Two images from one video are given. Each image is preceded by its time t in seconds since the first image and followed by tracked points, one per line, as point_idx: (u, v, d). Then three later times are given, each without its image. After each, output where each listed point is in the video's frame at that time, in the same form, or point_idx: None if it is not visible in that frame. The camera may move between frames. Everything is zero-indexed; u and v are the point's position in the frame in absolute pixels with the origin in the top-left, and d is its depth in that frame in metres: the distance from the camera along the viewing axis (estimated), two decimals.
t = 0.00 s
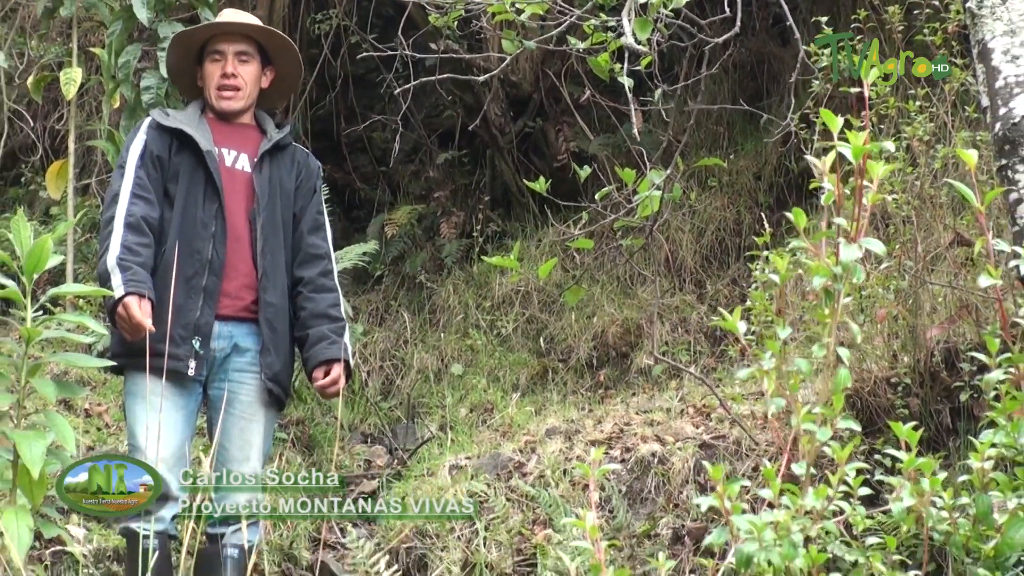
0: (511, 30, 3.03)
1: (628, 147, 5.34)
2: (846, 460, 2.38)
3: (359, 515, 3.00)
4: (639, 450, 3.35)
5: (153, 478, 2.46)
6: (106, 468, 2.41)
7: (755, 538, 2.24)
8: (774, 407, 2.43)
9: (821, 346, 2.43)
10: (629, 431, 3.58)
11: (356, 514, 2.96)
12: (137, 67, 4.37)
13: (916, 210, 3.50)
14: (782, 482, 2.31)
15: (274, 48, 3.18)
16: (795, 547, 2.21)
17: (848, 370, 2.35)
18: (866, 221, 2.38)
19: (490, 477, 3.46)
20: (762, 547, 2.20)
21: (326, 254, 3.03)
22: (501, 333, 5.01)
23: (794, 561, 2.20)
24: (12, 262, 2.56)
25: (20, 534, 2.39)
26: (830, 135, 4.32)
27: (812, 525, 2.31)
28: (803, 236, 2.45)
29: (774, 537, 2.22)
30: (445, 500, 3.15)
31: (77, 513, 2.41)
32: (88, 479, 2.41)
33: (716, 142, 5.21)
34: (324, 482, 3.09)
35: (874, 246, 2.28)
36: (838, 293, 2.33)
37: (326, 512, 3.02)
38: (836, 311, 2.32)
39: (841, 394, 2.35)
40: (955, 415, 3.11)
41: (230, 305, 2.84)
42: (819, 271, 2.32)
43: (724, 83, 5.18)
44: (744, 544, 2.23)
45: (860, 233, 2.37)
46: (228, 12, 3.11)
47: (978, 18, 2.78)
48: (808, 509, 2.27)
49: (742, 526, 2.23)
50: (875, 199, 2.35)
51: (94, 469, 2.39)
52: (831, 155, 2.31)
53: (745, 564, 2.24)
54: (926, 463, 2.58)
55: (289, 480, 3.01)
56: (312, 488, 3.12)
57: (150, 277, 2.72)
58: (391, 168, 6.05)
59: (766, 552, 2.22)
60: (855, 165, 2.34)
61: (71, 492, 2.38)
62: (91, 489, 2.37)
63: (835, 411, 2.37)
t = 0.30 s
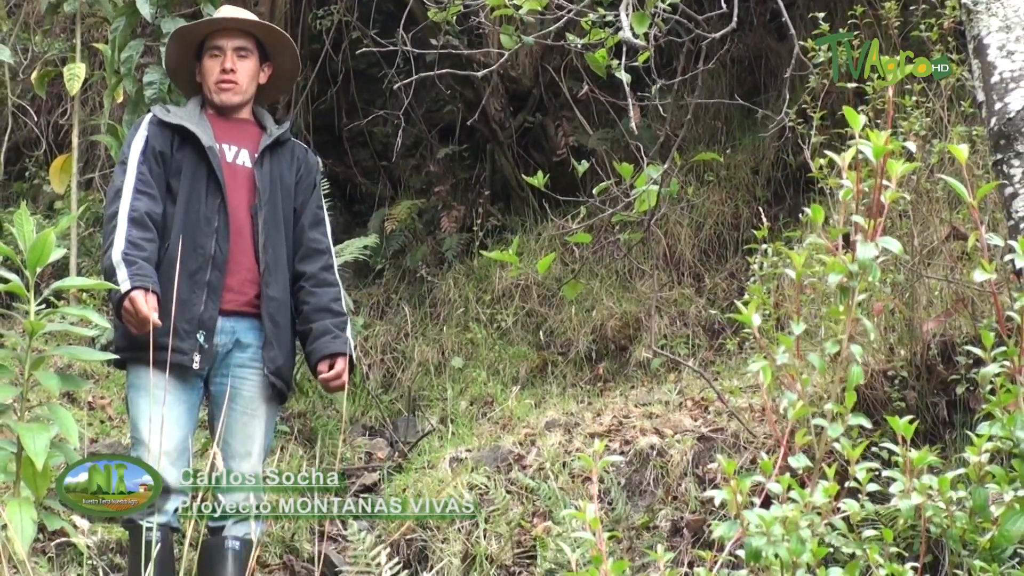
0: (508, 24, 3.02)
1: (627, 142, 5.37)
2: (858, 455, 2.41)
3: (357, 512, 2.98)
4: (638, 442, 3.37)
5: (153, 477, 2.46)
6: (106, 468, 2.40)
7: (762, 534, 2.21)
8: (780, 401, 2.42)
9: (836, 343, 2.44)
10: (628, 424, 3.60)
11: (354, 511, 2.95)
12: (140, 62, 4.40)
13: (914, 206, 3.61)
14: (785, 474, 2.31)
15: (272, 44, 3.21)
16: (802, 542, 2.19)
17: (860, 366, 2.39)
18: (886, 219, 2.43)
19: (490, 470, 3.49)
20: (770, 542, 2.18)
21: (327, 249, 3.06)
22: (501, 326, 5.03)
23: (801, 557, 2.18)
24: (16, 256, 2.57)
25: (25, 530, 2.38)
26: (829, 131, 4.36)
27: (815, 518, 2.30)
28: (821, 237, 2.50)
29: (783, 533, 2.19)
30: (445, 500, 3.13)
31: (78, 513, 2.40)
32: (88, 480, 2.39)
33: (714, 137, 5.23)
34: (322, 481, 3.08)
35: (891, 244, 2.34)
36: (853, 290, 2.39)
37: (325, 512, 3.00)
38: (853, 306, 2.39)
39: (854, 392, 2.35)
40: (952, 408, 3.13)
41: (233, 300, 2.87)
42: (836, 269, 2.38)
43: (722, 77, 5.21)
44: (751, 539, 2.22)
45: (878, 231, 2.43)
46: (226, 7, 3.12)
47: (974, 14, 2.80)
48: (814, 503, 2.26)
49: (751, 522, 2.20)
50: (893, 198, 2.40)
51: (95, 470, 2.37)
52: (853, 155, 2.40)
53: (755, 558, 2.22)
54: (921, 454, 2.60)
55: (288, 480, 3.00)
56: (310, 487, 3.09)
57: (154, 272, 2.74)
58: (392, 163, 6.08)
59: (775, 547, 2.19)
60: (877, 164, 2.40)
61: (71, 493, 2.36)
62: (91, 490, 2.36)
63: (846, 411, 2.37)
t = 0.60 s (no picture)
0: (506, 19, 3.01)
1: (627, 136, 5.36)
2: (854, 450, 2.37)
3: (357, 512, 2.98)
4: (639, 437, 3.37)
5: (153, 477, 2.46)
6: (105, 467, 2.40)
7: (761, 529, 2.21)
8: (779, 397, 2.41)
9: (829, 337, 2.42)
10: (628, 419, 3.61)
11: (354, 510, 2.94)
12: (141, 57, 4.40)
13: (913, 200, 3.59)
14: (784, 468, 2.30)
15: (276, 41, 3.20)
16: (801, 537, 2.19)
17: (856, 360, 2.35)
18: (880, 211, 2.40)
19: (490, 464, 3.50)
20: (769, 537, 2.19)
21: (327, 248, 3.06)
22: (502, 321, 5.03)
23: (800, 552, 2.17)
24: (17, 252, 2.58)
25: (27, 526, 2.39)
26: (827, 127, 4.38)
27: (814, 512, 2.29)
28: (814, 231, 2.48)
29: (782, 528, 2.19)
30: (446, 500, 3.13)
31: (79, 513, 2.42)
32: (88, 480, 2.41)
33: (714, 132, 5.23)
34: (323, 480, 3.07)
35: (884, 239, 2.30)
36: (848, 284, 2.37)
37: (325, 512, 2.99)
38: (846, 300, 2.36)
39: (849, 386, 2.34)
40: (952, 402, 3.14)
41: (234, 299, 2.87)
42: (830, 263, 2.35)
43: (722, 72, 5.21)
44: (749, 534, 2.23)
45: (873, 224, 2.39)
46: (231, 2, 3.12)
47: (974, 8, 2.80)
48: (813, 499, 2.26)
49: (749, 516, 2.21)
50: (888, 190, 2.36)
51: (94, 470, 2.38)
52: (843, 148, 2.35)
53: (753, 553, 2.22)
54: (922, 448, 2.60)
55: (288, 479, 2.99)
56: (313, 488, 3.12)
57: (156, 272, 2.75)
58: (393, 158, 6.09)
59: (773, 542, 2.19)
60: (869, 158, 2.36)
61: (71, 494, 2.38)
62: (91, 490, 2.37)
63: (844, 404, 2.35)
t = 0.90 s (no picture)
0: (506, 20, 3.01)
1: (627, 137, 5.36)
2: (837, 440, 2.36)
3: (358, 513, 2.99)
4: (639, 438, 3.37)
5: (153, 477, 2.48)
6: (106, 467, 2.42)
7: (747, 521, 2.20)
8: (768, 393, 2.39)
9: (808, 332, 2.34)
10: (628, 420, 3.61)
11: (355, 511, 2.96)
12: (141, 57, 4.40)
13: (913, 200, 3.53)
14: (778, 467, 2.31)
15: (278, 43, 3.21)
16: (787, 529, 2.18)
17: (835, 353, 2.26)
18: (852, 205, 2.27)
19: (491, 465, 3.50)
20: (755, 530, 2.16)
21: (329, 251, 3.06)
22: (502, 322, 5.03)
23: (787, 544, 2.17)
24: (18, 253, 2.58)
25: (28, 526, 2.39)
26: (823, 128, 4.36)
27: (811, 512, 2.29)
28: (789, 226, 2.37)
29: (768, 521, 2.18)
30: (445, 501, 3.17)
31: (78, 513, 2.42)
32: (88, 480, 2.41)
33: (714, 132, 5.24)
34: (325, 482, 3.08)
35: (861, 230, 2.17)
36: (825, 278, 2.21)
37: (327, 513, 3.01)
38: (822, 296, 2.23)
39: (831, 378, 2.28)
40: (952, 403, 3.14)
41: (234, 303, 2.87)
42: (806, 257, 2.22)
43: (722, 73, 5.22)
44: (736, 527, 2.22)
45: (848, 219, 2.27)
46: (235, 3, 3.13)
47: (973, 9, 2.80)
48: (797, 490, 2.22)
49: (735, 511, 2.18)
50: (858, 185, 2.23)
51: (95, 470, 2.39)
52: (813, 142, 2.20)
53: (739, 547, 2.22)
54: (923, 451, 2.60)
55: (289, 481, 3.00)
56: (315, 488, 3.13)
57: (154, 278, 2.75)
58: (393, 159, 6.10)
59: (760, 535, 2.18)
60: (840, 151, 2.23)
61: (71, 493, 2.38)
62: (92, 490, 2.38)
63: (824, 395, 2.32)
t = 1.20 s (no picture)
0: (506, 20, 3.01)
1: (626, 137, 5.37)
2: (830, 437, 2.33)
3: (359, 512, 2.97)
4: (638, 437, 3.37)
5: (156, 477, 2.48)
6: (106, 467, 2.40)
7: (740, 521, 2.19)
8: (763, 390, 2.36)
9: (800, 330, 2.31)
10: (628, 419, 3.61)
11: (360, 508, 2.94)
12: (140, 57, 4.41)
13: (913, 200, 3.54)
14: (775, 467, 2.32)
15: (282, 45, 3.20)
16: (780, 527, 2.17)
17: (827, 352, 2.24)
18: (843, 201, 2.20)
19: (491, 464, 3.50)
20: (746, 530, 2.15)
21: (328, 250, 3.06)
22: (502, 321, 5.04)
23: (780, 543, 2.15)
24: (18, 251, 2.59)
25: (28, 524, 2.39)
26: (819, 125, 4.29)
27: (808, 510, 2.30)
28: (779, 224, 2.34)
29: (760, 519, 2.16)
30: (445, 501, 3.16)
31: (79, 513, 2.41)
32: (89, 479, 2.40)
33: (714, 132, 5.23)
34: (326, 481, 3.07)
35: (852, 228, 2.15)
36: (815, 276, 2.22)
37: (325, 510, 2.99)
38: (814, 293, 2.16)
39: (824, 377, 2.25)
40: (952, 402, 3.14)
41: (232, 303, 2.88)
42: (796, 256, 2.21)
43: (721, 72, 5.22)
44: (728, 526, 2.20)
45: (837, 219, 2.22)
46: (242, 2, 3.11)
47: (973, 9, 2.80)
48: (790, 488, 2.20)
49: (728, 510, 2.17)
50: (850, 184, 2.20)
51: (95, 470, 2.38)
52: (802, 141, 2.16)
53: (732, 548, 2.20)
54: (924, 454, 2.60)
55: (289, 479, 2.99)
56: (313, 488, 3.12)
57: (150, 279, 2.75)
58: (393, 159, 6.11)
59: (751, 534, 2.16)
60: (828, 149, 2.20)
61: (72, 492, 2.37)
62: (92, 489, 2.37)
63: (816, 392, 2.27)
